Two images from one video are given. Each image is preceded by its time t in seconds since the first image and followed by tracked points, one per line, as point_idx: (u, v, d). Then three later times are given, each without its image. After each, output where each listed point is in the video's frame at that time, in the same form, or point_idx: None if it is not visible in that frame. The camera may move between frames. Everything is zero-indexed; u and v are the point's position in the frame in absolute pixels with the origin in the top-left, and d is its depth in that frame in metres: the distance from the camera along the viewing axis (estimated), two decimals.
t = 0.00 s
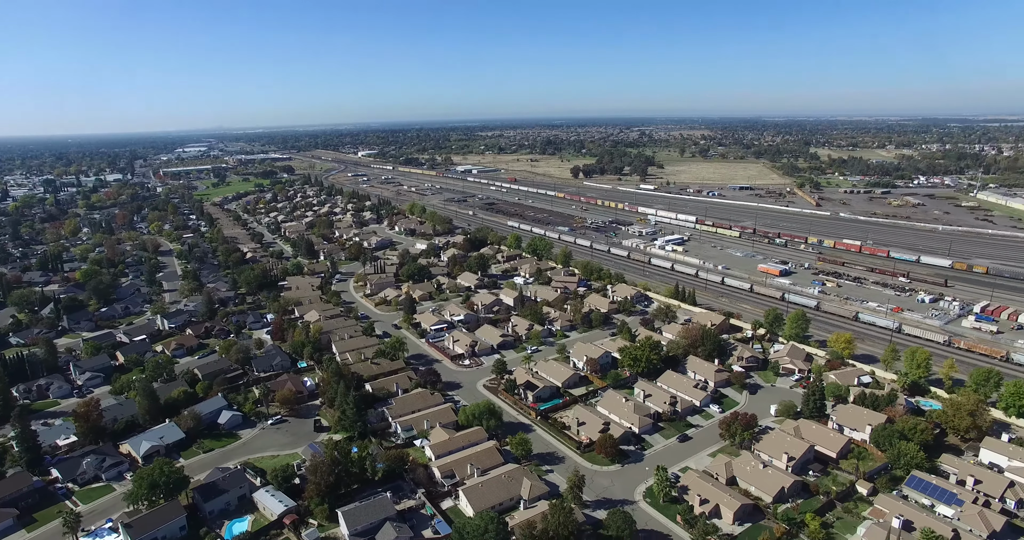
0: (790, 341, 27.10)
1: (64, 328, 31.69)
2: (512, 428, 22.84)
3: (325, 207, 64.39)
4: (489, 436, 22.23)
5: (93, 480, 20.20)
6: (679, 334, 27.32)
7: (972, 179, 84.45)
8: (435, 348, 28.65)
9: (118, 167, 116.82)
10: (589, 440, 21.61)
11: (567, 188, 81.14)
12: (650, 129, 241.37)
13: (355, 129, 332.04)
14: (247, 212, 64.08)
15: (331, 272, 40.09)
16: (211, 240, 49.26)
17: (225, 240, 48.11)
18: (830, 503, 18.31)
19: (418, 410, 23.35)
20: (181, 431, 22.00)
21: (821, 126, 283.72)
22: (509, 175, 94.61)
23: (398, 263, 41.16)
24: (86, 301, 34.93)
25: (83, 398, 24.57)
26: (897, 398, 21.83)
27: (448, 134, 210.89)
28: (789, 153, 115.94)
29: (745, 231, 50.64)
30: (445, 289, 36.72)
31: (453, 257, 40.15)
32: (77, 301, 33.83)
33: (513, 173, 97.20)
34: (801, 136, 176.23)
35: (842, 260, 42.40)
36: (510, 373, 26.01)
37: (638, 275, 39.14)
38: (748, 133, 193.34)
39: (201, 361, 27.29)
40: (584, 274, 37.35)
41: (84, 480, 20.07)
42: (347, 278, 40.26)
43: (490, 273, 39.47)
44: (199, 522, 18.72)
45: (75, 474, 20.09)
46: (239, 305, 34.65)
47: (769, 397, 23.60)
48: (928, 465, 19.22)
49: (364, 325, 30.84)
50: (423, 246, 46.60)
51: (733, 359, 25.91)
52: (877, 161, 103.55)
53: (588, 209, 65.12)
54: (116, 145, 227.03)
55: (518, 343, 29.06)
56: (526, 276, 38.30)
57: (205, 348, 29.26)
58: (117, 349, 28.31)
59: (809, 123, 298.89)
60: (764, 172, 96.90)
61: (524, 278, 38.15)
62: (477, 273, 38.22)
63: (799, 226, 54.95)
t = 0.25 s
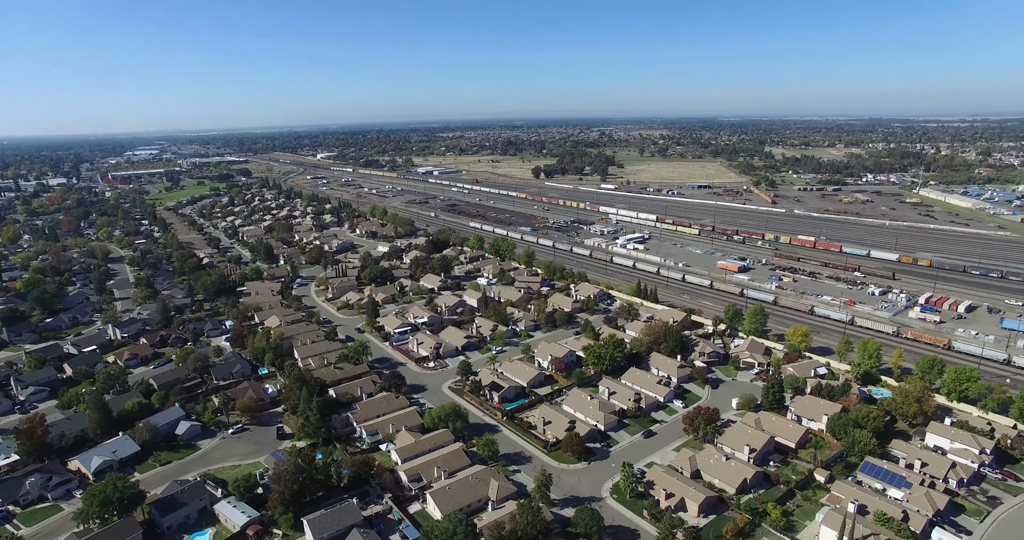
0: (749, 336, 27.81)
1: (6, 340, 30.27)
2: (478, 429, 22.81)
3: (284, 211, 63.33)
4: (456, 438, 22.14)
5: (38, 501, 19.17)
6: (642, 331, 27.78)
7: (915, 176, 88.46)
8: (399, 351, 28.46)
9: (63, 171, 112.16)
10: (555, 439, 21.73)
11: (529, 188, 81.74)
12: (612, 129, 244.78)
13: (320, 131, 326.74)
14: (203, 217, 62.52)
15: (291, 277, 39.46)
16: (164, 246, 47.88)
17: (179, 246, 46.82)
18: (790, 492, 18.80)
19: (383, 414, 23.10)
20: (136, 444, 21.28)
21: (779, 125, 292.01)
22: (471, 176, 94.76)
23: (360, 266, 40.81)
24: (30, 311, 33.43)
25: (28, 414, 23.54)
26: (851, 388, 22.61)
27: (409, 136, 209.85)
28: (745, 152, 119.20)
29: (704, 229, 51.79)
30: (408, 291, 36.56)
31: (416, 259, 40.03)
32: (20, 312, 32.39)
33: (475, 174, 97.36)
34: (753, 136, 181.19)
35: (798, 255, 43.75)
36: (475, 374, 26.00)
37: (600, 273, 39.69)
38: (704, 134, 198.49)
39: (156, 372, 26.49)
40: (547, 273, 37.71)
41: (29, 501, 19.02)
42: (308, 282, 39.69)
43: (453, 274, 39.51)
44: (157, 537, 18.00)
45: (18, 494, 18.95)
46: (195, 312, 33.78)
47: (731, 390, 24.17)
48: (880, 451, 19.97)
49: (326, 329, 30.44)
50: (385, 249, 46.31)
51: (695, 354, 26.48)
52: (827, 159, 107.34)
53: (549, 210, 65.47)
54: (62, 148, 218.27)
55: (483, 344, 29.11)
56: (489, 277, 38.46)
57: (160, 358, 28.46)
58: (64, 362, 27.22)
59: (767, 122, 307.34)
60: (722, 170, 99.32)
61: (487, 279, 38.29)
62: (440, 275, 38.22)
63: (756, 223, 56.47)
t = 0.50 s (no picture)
0: (719, 332, 28.28)
1: None
2: (453, 431, 22.74)
3: (251, 213, 62.33)
4: (430, 440, 22.03)
5: None
6: (614, 330, 28.06)
7: (874, 173, 91.24)
8: (371, 354, 28.25)
9: (16, 174, 108.21)
10: (529, 439, 21.78)
11: (499, 189, 81.99)
12: (541, 131, 249.44)
13: (291, 132, 322.21)
14: (167, 221, 61.15)
15: (259, 281, 38.89)
16: (126, 251, 46.71)
17: (142, 250, 45.73)
18: (761, 485, 19.12)
19: (356, 418, 22.87)
20: (99, 456, 20.66)
21: (748, 124, 297.48)
22: (442, 177, 94.62)
23: (330, 269, 40.42)
24: None
25: None
26: (818, 381, 23.14)
27: (378, 137, 208.59)
28: (712, 151, 121.36)
29: (674, 228, 52.55)
30: (379, 293, 36.35)
31: (387, 261, 39.83)
32: None
33: (446, 175, 97.31)
34: (719, 134, 184.81)
35: (765, 252, 44.70)
36: (449, 376, 25.94)
37: (572, 273, 40.00)
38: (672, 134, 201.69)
39: (119, 381, 25.80)
40: (518, 274, 37.88)
41: None
42: (277, 286, 39.17)
43: (424, 276, 39.45)
44: None
45: None
46: (160, 319, 33.04)
47: (702, 386, 24.55)
48: (846, 442, 20.47)
49: (296, 333, 30.07)
50: (356, 251, 45.98)
51: (666, 351, 26.85)
52: (791, 158, 109.98)
53: (520, 209, 65.94)
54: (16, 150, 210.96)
55: (456, 346, 29.07)
56: (461, 278, 38.47)
57: (124, 366, 27.78)
58: (21, 372, 26.35)
59: (737, 122, 312.90)
60: (689, 169, 100.97)
61: (459, 280, 38.30)
62: (411, 277, 38.12)
63: (724, 220, 57.50)
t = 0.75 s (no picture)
0: (695, 329, 28.62)
1: None
2: (432, 432, 22.66)
3: (223, 216, 61.40)
4: (409, 442, 21.92)
5: None
6: (592, 329, 28.25)
7: (843, 172, 93.35)
8: (348, 357, 28.03)
9: None
10: (508, 439, 21.79)
11: (475, 189, 82.00)
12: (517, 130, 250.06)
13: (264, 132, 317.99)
14: (136, 224, 59.87)
15: (233, 284, 38.34)
16: (93, 255, 45.62)
17: (111, 254, 44.73)
18: (738, 480, 19.38)
19: (333, 421, 22.66)
20: (66, 467, 20.08)
21: (723, 124, 301.42)
22: (417, 178, 94.28)
23: (305, 271, 40.03)
24: None
25: None
26: (792, 377, 23.56)
27: (352, 137, 206.97)
28: (686, 151, 122.91)
29: (649, 227, 53.12)
30: (355, 295, 36.09)
31: (363, 263, 39.59)
32: None
33: (422, 176, 97.02)
34: (692, 133, 187.40)
35: (739, 250, 45.43)
36: (427, 377, 25.85)
37: (548, 273, 40.19)
38: (638, 134, 203.66)
39: (87, 388, 25.17)
40: (495, 274, 37.94)
41: None
42: (251, 289, 38.65)
43: (401, 277, 39.30)
44: None
45: None
46: (130, 324, 32.36)
47: (678, 384, 24.83)
48: (819, 435, 20.85)
49: (271, 337, 29.71)
50: (331, 253, 45.59)
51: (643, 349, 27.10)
52: (763, 157, 111.86)
53: (496, 210, 66.14)
54: None
55: (434, 347, 28.99)
56: (438, 279, 38.40)
57: (92, 374, 27.12)
58: None
59: (712, 121, 317.10)
60: (664, 168, 102.14)
61: (436, 281, 38.22)
62: (388, 278, 37.95)
63: (699, 219, 58.27)
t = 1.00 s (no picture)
0: (671, 328, 28.95)
1: None
2: (409, 435, 22.54)
3: (194, 219, 60.39)
4: (386, 445, 21.75)
5: None
6: (569, 329, 28.40)
7: (812, 171, 95.33)
8: (323, 360, 27.76)
9: None
10: (486, 440, 21.77)
11: (451, 190, 81.91)
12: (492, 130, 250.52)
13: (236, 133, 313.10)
14: (102, 228, 58.43)
15: (205, 288, 37.72)
16: (57, 260, 44.40)
17: (76, 259, 43.58)
18: (714, 475, 19.61)
19: (310, 425, 22.39)
20: (29, 479, 19.45)
21: (698, 124, 305.33)
22: (392, 179, 93.77)
23: (279, 274, 39.56)
24: None
25: None
26: (766, 372, 23.96)
27: (325, 139, 205.14)
28: (660, 150, 124.28)
29: (624, 226, 53.61)
30: (330, 298, 35.78)
31: (338, 265, 39.28)
32: None
33: (397, 177, 96.52)
34: (665, 133, 189.82)
35: (712, 248, 46.12)
36: (404, 379, 25.72)
37: (524, 273, 40.33)
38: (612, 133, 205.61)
39: (51, 398, 24.47)
40: (471, 275, 37.94)
41: None
42: (223, 293, 38.05)
43: (376, 279, 39.09)
44: None
45: None
46: (97, 330, 31.57)
47: (655, 382, 25.09)
48: (793, 430, 21.19)
49: (245, 341, 29.28)
50: (305, 255, 45.13)
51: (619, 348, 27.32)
52: (735, 156, 113.59)
53: (472, 210, 66.19)
54: None
55: (411, 349, 28.87)
56: (413, 281, 38.28)
57: (57, 383, 26.37)
58: None
59: (688, 121, 321.14)
60: (638, 168, 103.18)
61: (412, 282, 38.09)
62: (363, 280, 37.71)
63: (673, 218, 58.97)
